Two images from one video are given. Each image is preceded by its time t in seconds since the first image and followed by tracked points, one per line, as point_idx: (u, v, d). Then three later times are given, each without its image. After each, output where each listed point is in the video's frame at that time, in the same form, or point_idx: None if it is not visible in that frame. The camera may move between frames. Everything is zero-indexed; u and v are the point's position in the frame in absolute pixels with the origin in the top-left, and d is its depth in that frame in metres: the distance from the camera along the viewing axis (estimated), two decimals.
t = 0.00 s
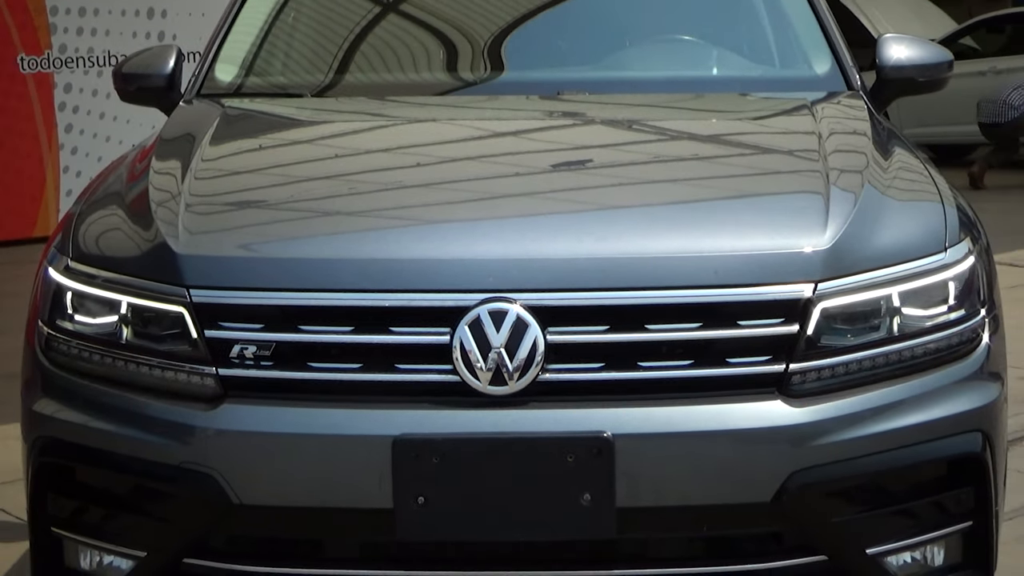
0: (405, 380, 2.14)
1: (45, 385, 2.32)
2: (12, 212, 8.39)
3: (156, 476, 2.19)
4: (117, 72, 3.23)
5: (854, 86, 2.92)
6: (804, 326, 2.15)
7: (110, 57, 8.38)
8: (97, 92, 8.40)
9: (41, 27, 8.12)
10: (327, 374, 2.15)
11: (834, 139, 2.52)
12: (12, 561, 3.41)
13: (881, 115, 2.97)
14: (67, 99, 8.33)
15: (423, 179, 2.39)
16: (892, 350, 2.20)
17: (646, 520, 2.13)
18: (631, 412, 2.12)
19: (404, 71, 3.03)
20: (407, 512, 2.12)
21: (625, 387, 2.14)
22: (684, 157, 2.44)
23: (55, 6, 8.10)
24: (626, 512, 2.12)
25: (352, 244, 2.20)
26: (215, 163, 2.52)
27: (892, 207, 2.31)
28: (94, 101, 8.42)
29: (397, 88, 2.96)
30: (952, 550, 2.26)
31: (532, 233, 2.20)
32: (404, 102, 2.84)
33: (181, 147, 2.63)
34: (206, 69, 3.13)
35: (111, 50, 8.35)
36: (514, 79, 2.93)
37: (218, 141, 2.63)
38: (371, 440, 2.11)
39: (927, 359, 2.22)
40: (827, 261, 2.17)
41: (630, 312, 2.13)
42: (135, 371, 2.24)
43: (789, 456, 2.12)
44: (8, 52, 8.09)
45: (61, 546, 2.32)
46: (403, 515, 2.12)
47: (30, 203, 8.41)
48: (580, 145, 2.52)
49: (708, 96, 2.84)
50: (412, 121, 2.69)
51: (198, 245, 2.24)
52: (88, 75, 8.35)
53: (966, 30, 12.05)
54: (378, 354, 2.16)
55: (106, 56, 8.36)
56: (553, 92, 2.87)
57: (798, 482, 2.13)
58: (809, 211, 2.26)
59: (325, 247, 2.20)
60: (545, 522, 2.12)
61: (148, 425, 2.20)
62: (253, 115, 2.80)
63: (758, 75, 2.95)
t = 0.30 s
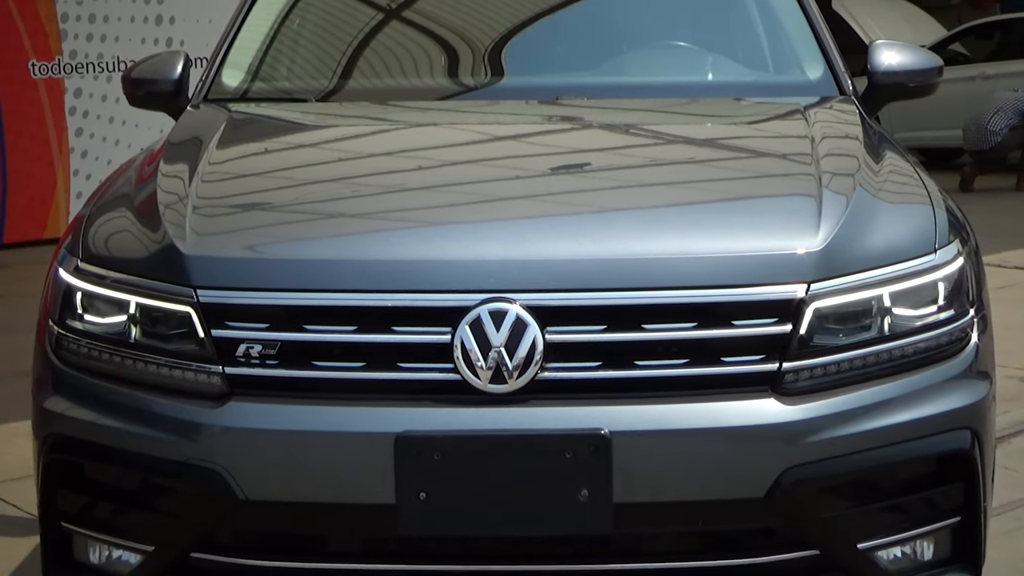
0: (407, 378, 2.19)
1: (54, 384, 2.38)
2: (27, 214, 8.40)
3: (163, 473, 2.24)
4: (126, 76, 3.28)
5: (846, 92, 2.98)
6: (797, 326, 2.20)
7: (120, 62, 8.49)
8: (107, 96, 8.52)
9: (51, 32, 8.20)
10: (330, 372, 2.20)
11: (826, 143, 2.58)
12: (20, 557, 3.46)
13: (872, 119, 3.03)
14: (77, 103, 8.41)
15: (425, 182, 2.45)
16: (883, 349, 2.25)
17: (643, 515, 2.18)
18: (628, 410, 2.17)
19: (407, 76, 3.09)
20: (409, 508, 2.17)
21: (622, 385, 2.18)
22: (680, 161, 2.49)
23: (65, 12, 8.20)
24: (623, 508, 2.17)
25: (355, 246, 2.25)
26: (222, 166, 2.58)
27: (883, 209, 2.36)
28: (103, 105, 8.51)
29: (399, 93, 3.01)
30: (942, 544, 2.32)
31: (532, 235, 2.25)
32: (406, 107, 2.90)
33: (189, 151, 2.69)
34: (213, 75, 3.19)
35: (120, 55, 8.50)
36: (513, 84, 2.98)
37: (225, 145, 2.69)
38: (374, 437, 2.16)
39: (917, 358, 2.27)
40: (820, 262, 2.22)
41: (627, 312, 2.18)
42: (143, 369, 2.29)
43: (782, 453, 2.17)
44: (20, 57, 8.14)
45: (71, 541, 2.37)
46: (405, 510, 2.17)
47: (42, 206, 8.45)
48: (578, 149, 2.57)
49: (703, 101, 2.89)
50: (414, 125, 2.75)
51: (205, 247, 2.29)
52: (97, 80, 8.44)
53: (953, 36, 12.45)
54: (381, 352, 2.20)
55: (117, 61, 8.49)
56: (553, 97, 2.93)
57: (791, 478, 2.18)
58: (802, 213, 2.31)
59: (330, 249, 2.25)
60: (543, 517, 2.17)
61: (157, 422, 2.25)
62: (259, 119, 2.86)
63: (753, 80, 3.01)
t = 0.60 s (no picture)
0: (409, 376, 2.24)
1: (66, 382, 2.44)
2: (39, 217, 8.49)
3: (172, 469, 2.29)
4: (136, 82, 3.34)
5: (838, 97, 3.05)
6: (790, 326, 2.25)
7: (130, 68, 8.56)
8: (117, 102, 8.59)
9: (63, 40, 8.32)
10: (335, 371, 2.25)
11: (818, 147, 2.64)
12: (29, 552, 3.52)
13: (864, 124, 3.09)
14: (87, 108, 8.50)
15: (427, 185, 2.51)
16: (873, 348, 2.31)
17: (639, 510, 2.23)
18: (625, 408, 2.22)
19: (409, 81, 3.16)
20: (412, 503, 2.22)
21: (619, 384, 2.24)
22: (675, 164, 2.55)
23: (76, 21, 8.31)
24: (620, 503, 2.23)
25: (359, 247, 2.31)
26: (229, 170, 2.64)
27: (874, 211, 2.42)
28: (113, 111, 8.59)
29: (402, 98, 3.08)
30: (931, 538, 2.38)
31: (531, 236, 2.31)
32: (408, 112, 2.96)
33: (197, 155, 2.76)
34: (220, 81, 3.26)
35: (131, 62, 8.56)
36: (513, 90, 3.05)
37: (232, 149, 2.76)
38: (377, 434, 2.22)
39: (906, 356, 2.33)
40: (812, 263, 2.28)
41: (624, 312, 2.23)
42: (152, 368, 2.35)
43: (775, 449, 2.23)
44: (33, 63, 8.29)
45: (82, 535, 2.43)
46: (407, 505, 2.22)
47: (54, 209, 8.53)
48: (576, 153, 2.64)
49: (698, 106, 2.96)
50: (417, 130, 2.81)
51: (213, 248, 2.35)
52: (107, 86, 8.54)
53: (944, 40, 12.67)
54: (384, 351, 2.25)
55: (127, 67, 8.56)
56: (552, 102, 2.99)
57: (785, 474, 2.23)
58: (795, 216, 2.37)
59: (334, 251, 2.31)
60: (542, 512, 2.22)
61: (165, 419, 2.31)
62: (264, 124, 2.92)
63: (747, 86, 3.07)
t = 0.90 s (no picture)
0: (412, 374, 2.30)
1: (77, 380, 2.50)
2: (49, 220, 8.57)
3: (181, 465, 2.35)
4: (145, 87, 3.40)
5: (830, 103, 3.12)
6: (783, 325, 2.31)
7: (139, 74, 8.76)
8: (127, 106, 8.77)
9: (73, 46, 8.46)
10: (340, 369, 2.31)
11: (811, 151, 2.70)
12: (42, 545, 3.59)
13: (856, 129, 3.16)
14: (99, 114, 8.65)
15: (429, 188, 2.57)
16: (865, 347, 2.37)
17: (636, 504, 2.29)
18: (622, 405, 2.27)
19: (412, 87, 3.22)
20: (415, 497, 2.28)
21: (617, 382, 2.29)
22: (672, 168, 2.61)
23: (87, 28, 8.47)
24: (618, 497, 2.28)
25: (362, 249, 2.37)
26: (236, 173, 2.70)
27: (865, 213, 2.48)
28: (123, 115, 8.76)
29: (405, 104, 3.15)
30: (921, 532, 2.44)
31: (531, 238, 2.37)
32: (412, 116, 3.02)
33: (205, 159, 2.82)
34: (228, 86, 3.33)
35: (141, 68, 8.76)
36: (513, 95, 3.11)
37: (239, 153, 2.82)
38: (380, 430, 2.27)
39: (897, 355, 2.39)
40: (806, 264, 2.34)
41: (622, 312, 2.29)
42: (161, 366, 2.41)
43: (769, 446, 2.28)
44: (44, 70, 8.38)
45: (93, 528, 2.50)
46: (410, 500, 2.28)
47: (62, 212, 8.61)
48: (575, 156, 2.70)
49: (694, 111, 3.03)
50: (420, 134, 2.88)
51: (221, 249, 2.41)
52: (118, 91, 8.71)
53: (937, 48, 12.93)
54: (387, 350, 2.31)
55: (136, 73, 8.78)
56: (551, 108, 3.06)
57: (778, 470, 2.29)
58: (789, 218, 2.43)
59: (339, 251, 2.36)
60: (542, 507, 2.28)
61: (175, 416, 2.37)
62: (271, 128, 2.99)
63: (741, 92, 3.14)
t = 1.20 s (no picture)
0: (415, 373, 2.36)
1: (89, 378, 2.57)
2: (62, 223, 8.89)
3: (189, 461, 2.41)
4: (154, 94, 3.46)
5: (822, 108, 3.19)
6: (776, 325, 2.37)
7: (149, 81, 9.07)
8: (139, 113, 9.08)
9: (86, 53, 8.76)
10: (344, 368, 2.37)
11: (803, 156, 2.78)
12: (55, 540, 3.67)
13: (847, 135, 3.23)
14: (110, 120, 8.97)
15: (431, 192, 2.64)
16: (855, 347, 2.44)
17: (633, 500, 2.35)
18: (619, 403, 2.34)
19: (415, 93, 3.29)
20: (418, 494, 2.34)
21: (614, 380, 2.35)
22: (668, 172, 2.69)
23: (98, 36, 8.78)
24: (614, 492, 2.34)
25: (366, 251, 2.43)
26: (243, 177, 2.77)
27: (856, 216, 2.55)
28: (134, 121, 9.07)
29: (408, 109, 3.21)
30: (910, 526, 2.50)
31: (530, 240, 2.43)
32: (414, 122, 3.09)
33: (213, 163, 2.89)
34: (235, 93, 3.40)
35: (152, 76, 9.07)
36: (513, 101, 3.18)
37: (246, 157, 2.89)
38: (383, 427, 2.34)
39: (886, 354, 2.46)
40: (797, 265, 2.40)
41: (619, 312, 2.35)
42: (170, 365, 2.47)
43: (762, 443, 2.35)
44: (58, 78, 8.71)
45: (104, 523, 2.56)
46: (413, 496, 2.34)
47: (77, 216, 8.95)
48: (574, 160, 2.77)
49: (690, 116, 3.10)
50: (421, 139, 2.95)
51: (228, 252, 2.47)
52: (128, 98, 9.01)
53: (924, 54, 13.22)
54: (390, 349, 2.37)
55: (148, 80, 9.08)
56: (549, 113, 3.12)
57: (771, 465, 2.35)
58: (781, 221, 2.50)
59: (344, 253, 2.43)
60: (542, 502, 2.34)
61: (183, 414, 2.43)
62: (278, 133, 3.06)
63: (736, 97, 3.21)
